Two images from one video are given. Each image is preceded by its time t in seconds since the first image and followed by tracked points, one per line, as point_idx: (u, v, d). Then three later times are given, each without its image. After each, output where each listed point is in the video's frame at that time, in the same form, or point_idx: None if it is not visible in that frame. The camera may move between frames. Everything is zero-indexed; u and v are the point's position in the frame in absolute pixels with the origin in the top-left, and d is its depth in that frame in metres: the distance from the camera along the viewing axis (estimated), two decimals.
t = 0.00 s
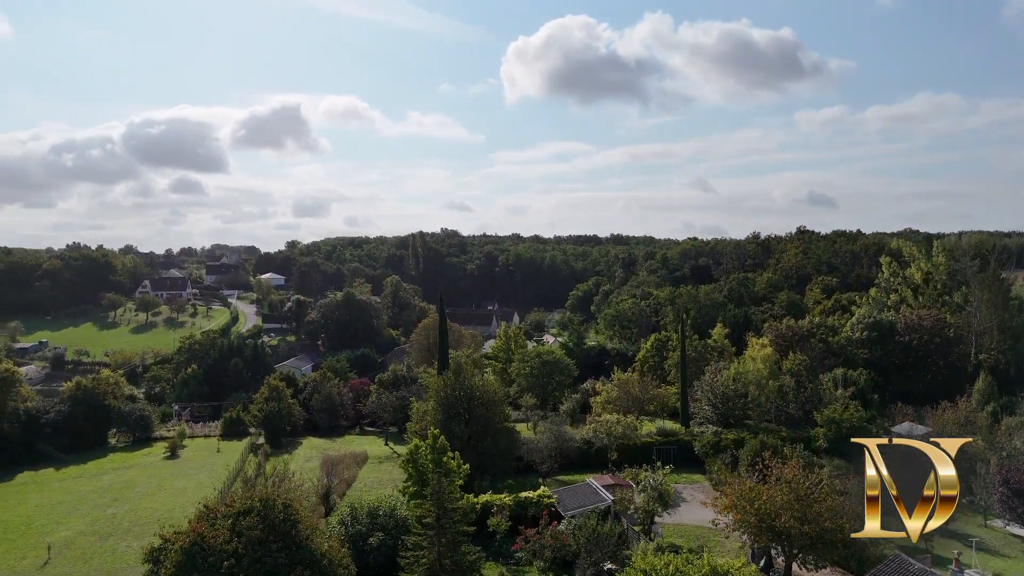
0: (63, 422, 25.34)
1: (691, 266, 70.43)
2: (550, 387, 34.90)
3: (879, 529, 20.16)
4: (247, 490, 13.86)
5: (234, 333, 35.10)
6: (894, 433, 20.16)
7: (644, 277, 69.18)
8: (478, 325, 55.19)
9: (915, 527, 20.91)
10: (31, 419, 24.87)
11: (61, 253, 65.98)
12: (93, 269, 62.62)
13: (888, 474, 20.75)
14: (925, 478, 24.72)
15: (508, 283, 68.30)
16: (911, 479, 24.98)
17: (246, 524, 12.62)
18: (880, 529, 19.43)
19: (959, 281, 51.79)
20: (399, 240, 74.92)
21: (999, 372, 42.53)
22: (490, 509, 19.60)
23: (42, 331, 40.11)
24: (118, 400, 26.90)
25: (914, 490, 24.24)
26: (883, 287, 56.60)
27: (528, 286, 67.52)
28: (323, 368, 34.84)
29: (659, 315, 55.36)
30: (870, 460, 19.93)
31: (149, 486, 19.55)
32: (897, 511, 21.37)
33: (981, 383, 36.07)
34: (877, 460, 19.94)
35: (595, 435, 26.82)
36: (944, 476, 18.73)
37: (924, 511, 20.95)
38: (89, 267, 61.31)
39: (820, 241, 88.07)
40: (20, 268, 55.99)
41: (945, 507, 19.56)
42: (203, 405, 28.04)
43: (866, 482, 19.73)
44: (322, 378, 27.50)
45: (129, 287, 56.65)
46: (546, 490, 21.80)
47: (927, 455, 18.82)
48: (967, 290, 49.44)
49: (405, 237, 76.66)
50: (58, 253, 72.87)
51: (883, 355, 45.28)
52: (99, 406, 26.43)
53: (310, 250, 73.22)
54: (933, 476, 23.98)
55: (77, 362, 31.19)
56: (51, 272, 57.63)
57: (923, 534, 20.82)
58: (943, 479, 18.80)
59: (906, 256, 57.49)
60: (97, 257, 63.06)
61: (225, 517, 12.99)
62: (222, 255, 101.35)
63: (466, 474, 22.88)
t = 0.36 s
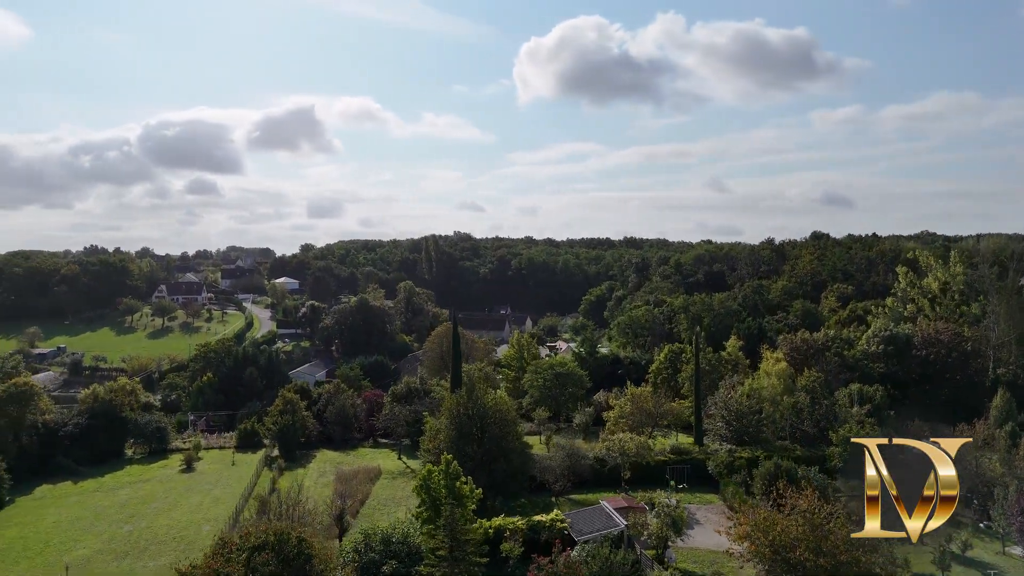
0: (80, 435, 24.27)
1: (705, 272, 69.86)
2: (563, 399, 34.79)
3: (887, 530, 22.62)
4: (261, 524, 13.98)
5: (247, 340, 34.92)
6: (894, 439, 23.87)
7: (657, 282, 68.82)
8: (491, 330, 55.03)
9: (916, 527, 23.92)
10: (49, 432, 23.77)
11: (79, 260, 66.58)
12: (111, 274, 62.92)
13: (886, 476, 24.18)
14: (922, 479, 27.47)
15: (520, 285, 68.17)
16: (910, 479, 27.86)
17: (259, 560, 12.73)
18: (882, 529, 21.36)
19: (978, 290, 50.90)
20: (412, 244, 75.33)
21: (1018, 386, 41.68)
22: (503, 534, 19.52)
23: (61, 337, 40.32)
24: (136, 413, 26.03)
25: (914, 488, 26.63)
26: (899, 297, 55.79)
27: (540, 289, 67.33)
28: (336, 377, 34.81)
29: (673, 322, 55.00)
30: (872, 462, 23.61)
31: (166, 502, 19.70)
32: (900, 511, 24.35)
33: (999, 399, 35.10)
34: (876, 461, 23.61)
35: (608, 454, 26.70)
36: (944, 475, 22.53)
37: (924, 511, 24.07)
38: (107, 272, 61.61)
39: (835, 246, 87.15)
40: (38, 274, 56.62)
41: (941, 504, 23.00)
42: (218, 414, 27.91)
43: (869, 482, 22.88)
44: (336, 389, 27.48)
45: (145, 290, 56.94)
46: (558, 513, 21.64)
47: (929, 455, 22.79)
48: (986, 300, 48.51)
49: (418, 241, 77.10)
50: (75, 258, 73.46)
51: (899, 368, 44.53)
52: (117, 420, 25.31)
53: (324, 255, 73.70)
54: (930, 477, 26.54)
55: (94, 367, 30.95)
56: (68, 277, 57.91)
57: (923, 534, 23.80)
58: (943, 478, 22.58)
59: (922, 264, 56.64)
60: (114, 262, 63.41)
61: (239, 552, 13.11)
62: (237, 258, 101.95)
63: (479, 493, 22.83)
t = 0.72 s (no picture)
0: (99, 449, 23.47)
1: (721, 278, 69.11)
2: (577, 412, 34.63)
3: (886, 531, 23.85)
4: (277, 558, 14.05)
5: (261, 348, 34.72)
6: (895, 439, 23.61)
7: (672, 289, 68.33)
8: (504, 335, 54.85)
9: (916, 527, 23.68)
10: (68, 446, 23.02)
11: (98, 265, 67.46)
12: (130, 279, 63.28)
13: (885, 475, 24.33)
14: (920, 480, 30.20)
15: (535, 289, 68.04)
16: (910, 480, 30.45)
17: None
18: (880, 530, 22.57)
19: (998, 301, 49.73)
20: (427, 248, 75.54)
21: None
22: (517, 561, 19.36)
23: (80, 342, 40.72)
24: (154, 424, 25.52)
25: (916, 489, 29.79)
26: (917, 307, 54.73)
27: (554, 295, 67.03)
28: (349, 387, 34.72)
29: (688, 331, 54.51)
30: (871, 462, 23.73)
31: (184, 517, 19.72)
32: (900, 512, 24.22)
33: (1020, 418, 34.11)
34: (877, 462, 23.64)
35: (622, 474, 26.53)
36: (943, 475, 21.76)
37: (924, 511, 23.94)
38: (126, 278, 62.14)
39: (854, 252, 85.80)
40: (57, 280, 57.78)
41: (943, 505, 22.55)
42: (236, 422, 27.87)
43: (867, 482, 23.28)
44: (350, 403, 27.47)
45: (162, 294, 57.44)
46: (572, 538, 21.46)
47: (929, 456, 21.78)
48: (1007, 313, 47.25)
49: (433, 244, 77.32)
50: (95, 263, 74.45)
51: (917, 384, 43.57)
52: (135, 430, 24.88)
53: (339, 259, 74.06)
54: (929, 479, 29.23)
55: (113, 373, 31.13)
56: (87, 283, 58.43)
57: (923, 534, 23.53)
58: (943, 478, 21.85)
59: (942, 273, 55.47)
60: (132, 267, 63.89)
61: None
62: (254, 261, 102.74)
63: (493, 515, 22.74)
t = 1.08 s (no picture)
0: (120, 462, 22.60)
1: (736, 284, 68.28)
2: (591, 425, 34.40)
3: (886, 531, 26.98)
4: None
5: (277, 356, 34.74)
6: (895, 442, 25.46)
7: (688, 295, 67.76)
8: (518, 341, 54.56)
9: (916, 526, 26.30)
10: (88, 460, 22.08)
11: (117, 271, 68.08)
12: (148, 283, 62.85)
13: (887, 475, 26.33)
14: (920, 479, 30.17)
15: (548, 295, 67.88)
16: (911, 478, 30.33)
17: None
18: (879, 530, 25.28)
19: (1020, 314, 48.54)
20: (441, 251, 75.57)
21: None
22: None
23: (99, 347, 40.96)
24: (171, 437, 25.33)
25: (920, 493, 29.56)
26: (936, 319, 53.58)
27: (568, 300, 66.79)
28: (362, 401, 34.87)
29: (703, 340, 54.05)
30: (872, 462, 25.60)
31: (201, 534, 19.72)
32: (902, 512, 26.78)
33: None
34: (877, 463, 25.55)
35: (637, 495, 26.34)
36: (943, 475, 24.29)
37: (923, 512, 26.49)
38: (143, 281, 61.85)
39: (872, 259, 84.61)
40: (77, 286, 57.46)
41: (941, 504, 25.19)
42: (252, 431, 27.81)
43: (869, 482, 25.36)
44: (365, 416, 27.44)
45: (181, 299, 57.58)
46: (586, 563, 21.28)
47: (931, 458, 24.34)
48: None
49: (448, 248, 77.38)
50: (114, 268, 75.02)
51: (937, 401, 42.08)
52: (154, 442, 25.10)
53: (354, 263, 74.34)
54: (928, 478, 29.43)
55: (131, 380, 31.26)
56: (105, 288, 58.35)
57: (922, 532, 26.23)
58: (943, 479, 24.39)
59: (961, 284, 54.34)
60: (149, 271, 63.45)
61: None
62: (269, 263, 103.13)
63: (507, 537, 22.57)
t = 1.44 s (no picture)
0: (138, 475, 22.08)
1: (752, 290, 67.49)
2: (606, 439, 34.17)
3: (887, 530, 28.48)
4: None
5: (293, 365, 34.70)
6: (896, 443, 27.35)
7: (704, 302, 67.12)
8: (533, 346, 54.24)
9: (917, 526, 27.78)
10: (107, 473, 21.66)
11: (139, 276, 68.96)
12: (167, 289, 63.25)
13: (885, 473, 28.54)
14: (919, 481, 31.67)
15: (563, 299, 67.67)
16: (911, 480, 31.88)
17: None
18: (880, 529, 27.69)
19: None
20: (456, 255, 75.61)
21: None
22: None
23: (119, 352, 41.37)
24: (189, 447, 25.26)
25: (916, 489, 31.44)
26: (956, 331, 52.33)
27: (582, 306, 66.47)
28: (378, 408, 34.88)
29: (719, 348, 53.56)
30: (873, 463, 27.72)
31: (219, 549, 19.73)
32: (903, 512, 28.16)
33: None
34: (878, 463, 27.54)
35: (651, 516, 26.14)
36: (944, 475, 26.14)
37: (924, 511, 27.89)
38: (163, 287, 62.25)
39: (891, 265, 83.19)
40: (98, 290, 58.03)
41: (941, 503, 26.90)
42: (269, 441, 27.82)
43: (869, 482, 27.57)
44: (380, 428, 27.33)
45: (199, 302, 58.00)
46: None
47: (932, 458, 26.00)
48: None
49: (463, 252, 77.42)
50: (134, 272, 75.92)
51: (957, 418, 39.94)
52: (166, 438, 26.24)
53: (369, 267, 74.64)
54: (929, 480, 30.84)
55: (150, 386, 31.55)
56: (125, 294, 58.45)
57: (922, 532, 27.69)
58: (943, 479, 26.33)
59: (981, 296, 53.07)
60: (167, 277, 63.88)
61: None
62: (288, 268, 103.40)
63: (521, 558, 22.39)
